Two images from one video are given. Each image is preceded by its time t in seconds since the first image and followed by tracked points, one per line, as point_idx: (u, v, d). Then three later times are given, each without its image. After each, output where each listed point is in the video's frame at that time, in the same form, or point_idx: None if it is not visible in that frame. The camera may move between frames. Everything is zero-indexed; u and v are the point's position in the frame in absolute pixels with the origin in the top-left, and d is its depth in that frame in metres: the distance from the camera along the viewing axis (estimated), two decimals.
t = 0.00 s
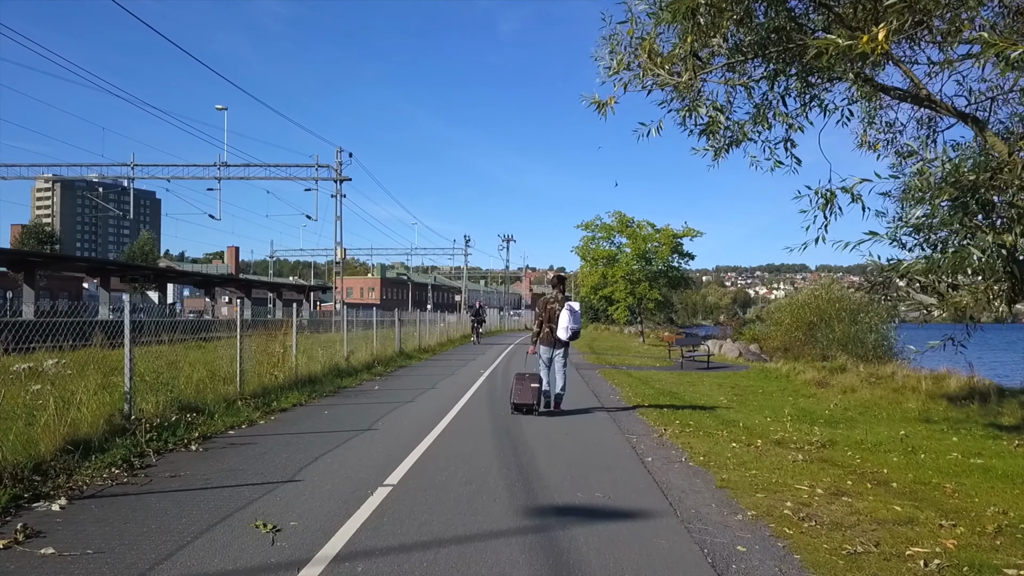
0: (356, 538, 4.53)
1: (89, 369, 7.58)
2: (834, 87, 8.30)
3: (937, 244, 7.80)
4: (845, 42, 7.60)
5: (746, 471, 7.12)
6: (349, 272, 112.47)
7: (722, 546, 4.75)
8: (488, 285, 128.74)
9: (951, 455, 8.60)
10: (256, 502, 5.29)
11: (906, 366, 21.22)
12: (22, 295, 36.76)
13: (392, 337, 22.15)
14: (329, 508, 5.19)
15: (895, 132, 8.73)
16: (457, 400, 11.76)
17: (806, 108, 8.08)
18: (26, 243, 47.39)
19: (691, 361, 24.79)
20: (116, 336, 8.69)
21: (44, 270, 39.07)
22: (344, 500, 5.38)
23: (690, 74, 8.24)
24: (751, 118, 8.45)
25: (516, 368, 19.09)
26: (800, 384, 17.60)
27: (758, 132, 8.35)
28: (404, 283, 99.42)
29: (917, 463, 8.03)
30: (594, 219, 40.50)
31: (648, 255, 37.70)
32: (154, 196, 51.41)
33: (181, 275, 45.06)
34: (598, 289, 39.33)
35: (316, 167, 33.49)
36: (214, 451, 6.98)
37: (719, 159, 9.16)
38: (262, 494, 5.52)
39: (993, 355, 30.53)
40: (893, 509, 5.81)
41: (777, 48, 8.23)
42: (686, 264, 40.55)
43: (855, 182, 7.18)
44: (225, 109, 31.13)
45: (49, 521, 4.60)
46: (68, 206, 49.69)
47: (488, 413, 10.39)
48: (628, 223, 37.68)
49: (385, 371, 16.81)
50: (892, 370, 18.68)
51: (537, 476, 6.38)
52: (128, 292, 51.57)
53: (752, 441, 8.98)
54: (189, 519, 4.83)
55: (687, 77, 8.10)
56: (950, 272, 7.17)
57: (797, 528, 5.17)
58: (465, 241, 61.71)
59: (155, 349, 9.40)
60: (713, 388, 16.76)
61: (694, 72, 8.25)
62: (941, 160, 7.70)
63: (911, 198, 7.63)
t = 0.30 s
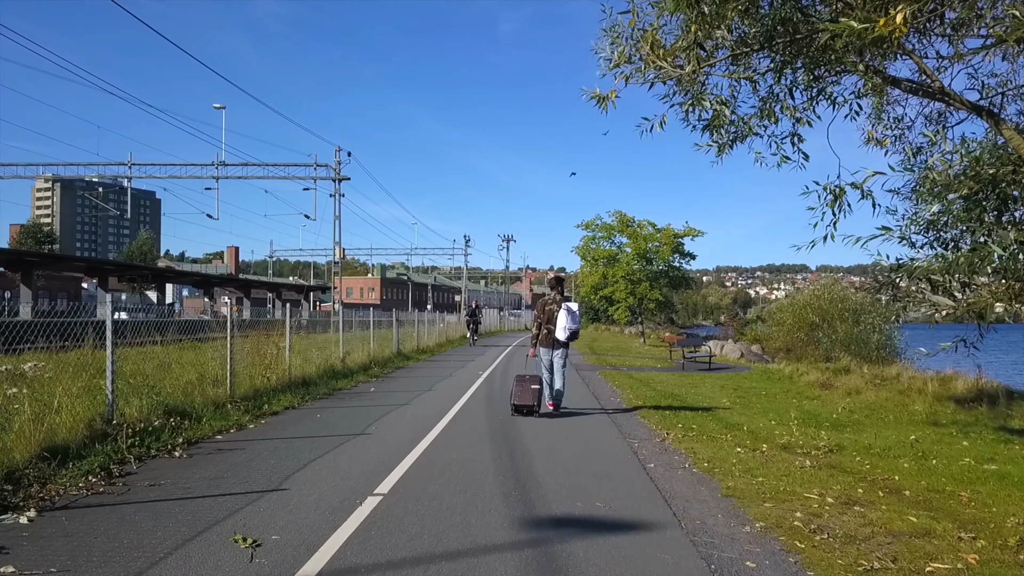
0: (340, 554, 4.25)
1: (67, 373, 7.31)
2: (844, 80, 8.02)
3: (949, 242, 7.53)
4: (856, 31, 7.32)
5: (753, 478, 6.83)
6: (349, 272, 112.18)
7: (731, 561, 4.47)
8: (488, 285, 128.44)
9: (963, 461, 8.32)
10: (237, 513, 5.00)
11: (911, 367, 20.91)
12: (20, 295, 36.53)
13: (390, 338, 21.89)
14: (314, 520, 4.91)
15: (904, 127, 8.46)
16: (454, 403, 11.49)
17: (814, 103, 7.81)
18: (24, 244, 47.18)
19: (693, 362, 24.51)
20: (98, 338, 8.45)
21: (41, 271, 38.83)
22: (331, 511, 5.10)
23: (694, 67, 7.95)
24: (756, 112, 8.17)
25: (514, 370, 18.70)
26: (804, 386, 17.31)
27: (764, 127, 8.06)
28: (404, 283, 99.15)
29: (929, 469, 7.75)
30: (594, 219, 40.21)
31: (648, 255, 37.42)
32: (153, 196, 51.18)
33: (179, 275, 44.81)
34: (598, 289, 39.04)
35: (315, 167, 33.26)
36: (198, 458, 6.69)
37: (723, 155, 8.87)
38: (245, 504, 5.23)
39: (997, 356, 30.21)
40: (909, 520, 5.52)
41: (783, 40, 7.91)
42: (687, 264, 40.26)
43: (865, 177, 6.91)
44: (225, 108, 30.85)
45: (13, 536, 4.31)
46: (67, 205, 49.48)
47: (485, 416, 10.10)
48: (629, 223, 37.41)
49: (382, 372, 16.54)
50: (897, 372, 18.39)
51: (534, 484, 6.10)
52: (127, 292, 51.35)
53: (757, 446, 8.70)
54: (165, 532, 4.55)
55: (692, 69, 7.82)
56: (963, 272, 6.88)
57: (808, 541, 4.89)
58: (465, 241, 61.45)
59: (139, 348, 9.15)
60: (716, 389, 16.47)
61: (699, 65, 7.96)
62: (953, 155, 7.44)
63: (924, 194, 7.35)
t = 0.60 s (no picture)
0: (327, 569, 4.02)
1: (49, 375, 7.10)
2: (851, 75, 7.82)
3: (960, 241, 7.30)
4: (867, 23, 7.10)
5: (759, 485, 6.60)
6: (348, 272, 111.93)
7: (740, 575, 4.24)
8: (488, 285, 128.19)
9: (974, 465, 8.10)
10: (220, 524, 4.77)
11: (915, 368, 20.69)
12: (17, 295, 36.28)
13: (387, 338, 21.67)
14: (301, 531, 4.68)
15: (912, 123, 8.26)
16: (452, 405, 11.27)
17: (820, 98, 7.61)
18: (22, 243, 46.92)
19: (694, 363, 24.28)
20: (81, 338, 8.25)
21: (39, 271, 38.60)
22: (319, 521, 4.87)
23: (698, 61, 7.75)
24: (761, 107, 7.96)
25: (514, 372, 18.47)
26: (806, 387, 17.09)
27: (770, 122, 7.84)
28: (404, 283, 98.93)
29: (940, 475, 7.52)
30: (594, 219, 39.95)
31: (649, 255, 37.18)
32: (152, 195, 51.00)
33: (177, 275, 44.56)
34: (598, 289, 38.79)
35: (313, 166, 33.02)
36: (185, 464, 6.47)
37: (727, 152, 8.64)
38: (229, 514, 4.99)
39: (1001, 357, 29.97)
40: (923, 530, 5.29)
41: (789, 33, 7.66)
42: (688, 264, 40.01)
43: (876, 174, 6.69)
44: (222, 108, 30.39)
45: None
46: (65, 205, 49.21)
47: (484, 419, 9.89)
48: (629, 222, 37.16)
49: (379, 374, 16.33)
50: (902, 373, 18.14)
51: (533, 492, 5.87)
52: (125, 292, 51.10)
53: (762, 450, 8.48)
54: (142, 545, 4.31)
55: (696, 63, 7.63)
56: (977, 271, 6.64)
57: (820, 554, 4.66)
58: (465, 241, 61.21)
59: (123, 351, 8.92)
60: (718, 391, 16.26)
61: (703, 59, 7.75)
62: (965, 150, 7.22)
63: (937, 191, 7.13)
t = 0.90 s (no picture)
0: None
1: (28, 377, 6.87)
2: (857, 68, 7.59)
3: (971, 239, 7.07)
4: (875, 13, 6.85)
5: (764, 491, 6.36)
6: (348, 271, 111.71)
7: None
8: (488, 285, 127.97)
9: (984, 470, 7.86)
10: (199, 535, 4.52)
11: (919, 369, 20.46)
12: (15, 296, 36.08)
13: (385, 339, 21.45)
14: (283, 543, 4.45)
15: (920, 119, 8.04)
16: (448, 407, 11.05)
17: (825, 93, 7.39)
18: (20, 243, 46.72)
19: (695, 364, 24.06)
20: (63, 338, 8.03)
21: (36, 271, 38.38)
22: (303, 532, 4.63)
23: (700, 53, 7.51)
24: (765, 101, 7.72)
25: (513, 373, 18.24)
26: (809, 388, 16.86)
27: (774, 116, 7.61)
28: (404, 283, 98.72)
29: (950, 480, 7.29)
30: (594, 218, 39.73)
31: (649, 255, 36.95)
32: (151, 195, 50.80)
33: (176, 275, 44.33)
34: (598, 289, 38.57)
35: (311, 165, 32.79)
36: (168, 470, 6.23)
37: (729, 148, 8.40)
38: (209, 524, 4.75)
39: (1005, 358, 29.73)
40: (937, 540, 5.05)
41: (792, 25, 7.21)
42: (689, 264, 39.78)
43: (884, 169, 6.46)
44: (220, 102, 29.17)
45: None
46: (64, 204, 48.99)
47: (480, 422, 9.66)
48: (629, 222, 36.93)
49: (375, 375, 16.10)
50: (905, 374, 17.90)
51: (528, 500, 5.64)
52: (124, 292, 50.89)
53: (766, 455, 8.24)
54: (114, 559, 4.07)
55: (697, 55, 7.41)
56: (992, 269, 6.39)
57: (830, 567, 4.42)
58: (465, 240, 60.97)
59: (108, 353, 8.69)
60: (718, 392, 16.04)
61: (705, 52, 7.52)
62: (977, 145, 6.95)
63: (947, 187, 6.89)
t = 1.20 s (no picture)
0: None
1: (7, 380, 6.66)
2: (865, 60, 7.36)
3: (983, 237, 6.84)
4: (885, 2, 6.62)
5: (770, 498, 6.13)
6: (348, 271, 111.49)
7: None
8: (488, 285, 127.73)
9: (996, 476, 7.63)
10: (177, 547, 4.30)
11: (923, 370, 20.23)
12: (12, 296, 35.87)
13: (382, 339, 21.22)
14: (265, 555, 4.22)
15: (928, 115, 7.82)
16: (444, 410, 10.82)
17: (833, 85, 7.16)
18: (18, 243, 46.51)
19: (696, 365, 23.83)
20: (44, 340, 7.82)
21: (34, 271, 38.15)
22: (286, 544, 4.40)
23: (703, 45, 7.28)
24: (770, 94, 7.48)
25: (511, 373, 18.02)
26: (812, 390, 16.62)
27: (779, 110, 7.38)
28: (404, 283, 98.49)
29: (961, 486, 7.06)
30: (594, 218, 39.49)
31: (649, 254, 36.71)
32: (150, 195, 50.59)
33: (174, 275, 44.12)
34: (598, 289, 38.34)
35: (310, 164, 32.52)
36: (151, 476, 6.00)
37: (733, 143, 8.17)
38: (189, 535, 4.52)
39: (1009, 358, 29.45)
40: (953, 552, 4.81)
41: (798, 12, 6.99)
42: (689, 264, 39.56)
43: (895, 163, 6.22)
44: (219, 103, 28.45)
45: None
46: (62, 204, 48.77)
47: (477, 424, 9.43)
48: (630, 222, 36.69)
49: (372, 376, 15.87)
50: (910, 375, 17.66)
51: (524, 508, 5.42)
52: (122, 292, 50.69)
53: (771, 459, 8.01)
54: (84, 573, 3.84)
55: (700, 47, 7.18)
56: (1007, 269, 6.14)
57: None
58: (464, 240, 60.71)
59: (94, 354, 8.47)
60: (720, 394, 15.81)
61: (708, 44, 7.28)
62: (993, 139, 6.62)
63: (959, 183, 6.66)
